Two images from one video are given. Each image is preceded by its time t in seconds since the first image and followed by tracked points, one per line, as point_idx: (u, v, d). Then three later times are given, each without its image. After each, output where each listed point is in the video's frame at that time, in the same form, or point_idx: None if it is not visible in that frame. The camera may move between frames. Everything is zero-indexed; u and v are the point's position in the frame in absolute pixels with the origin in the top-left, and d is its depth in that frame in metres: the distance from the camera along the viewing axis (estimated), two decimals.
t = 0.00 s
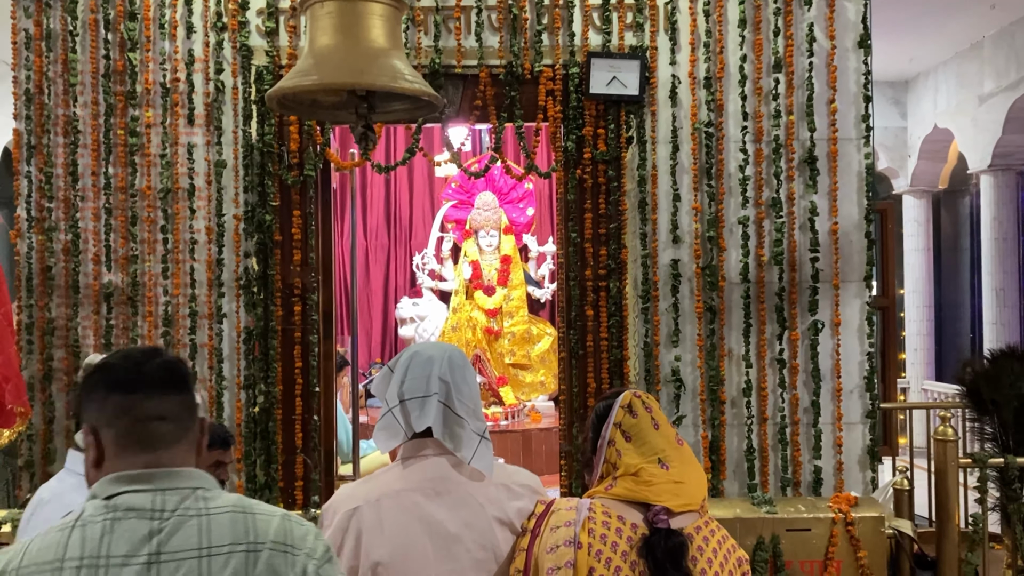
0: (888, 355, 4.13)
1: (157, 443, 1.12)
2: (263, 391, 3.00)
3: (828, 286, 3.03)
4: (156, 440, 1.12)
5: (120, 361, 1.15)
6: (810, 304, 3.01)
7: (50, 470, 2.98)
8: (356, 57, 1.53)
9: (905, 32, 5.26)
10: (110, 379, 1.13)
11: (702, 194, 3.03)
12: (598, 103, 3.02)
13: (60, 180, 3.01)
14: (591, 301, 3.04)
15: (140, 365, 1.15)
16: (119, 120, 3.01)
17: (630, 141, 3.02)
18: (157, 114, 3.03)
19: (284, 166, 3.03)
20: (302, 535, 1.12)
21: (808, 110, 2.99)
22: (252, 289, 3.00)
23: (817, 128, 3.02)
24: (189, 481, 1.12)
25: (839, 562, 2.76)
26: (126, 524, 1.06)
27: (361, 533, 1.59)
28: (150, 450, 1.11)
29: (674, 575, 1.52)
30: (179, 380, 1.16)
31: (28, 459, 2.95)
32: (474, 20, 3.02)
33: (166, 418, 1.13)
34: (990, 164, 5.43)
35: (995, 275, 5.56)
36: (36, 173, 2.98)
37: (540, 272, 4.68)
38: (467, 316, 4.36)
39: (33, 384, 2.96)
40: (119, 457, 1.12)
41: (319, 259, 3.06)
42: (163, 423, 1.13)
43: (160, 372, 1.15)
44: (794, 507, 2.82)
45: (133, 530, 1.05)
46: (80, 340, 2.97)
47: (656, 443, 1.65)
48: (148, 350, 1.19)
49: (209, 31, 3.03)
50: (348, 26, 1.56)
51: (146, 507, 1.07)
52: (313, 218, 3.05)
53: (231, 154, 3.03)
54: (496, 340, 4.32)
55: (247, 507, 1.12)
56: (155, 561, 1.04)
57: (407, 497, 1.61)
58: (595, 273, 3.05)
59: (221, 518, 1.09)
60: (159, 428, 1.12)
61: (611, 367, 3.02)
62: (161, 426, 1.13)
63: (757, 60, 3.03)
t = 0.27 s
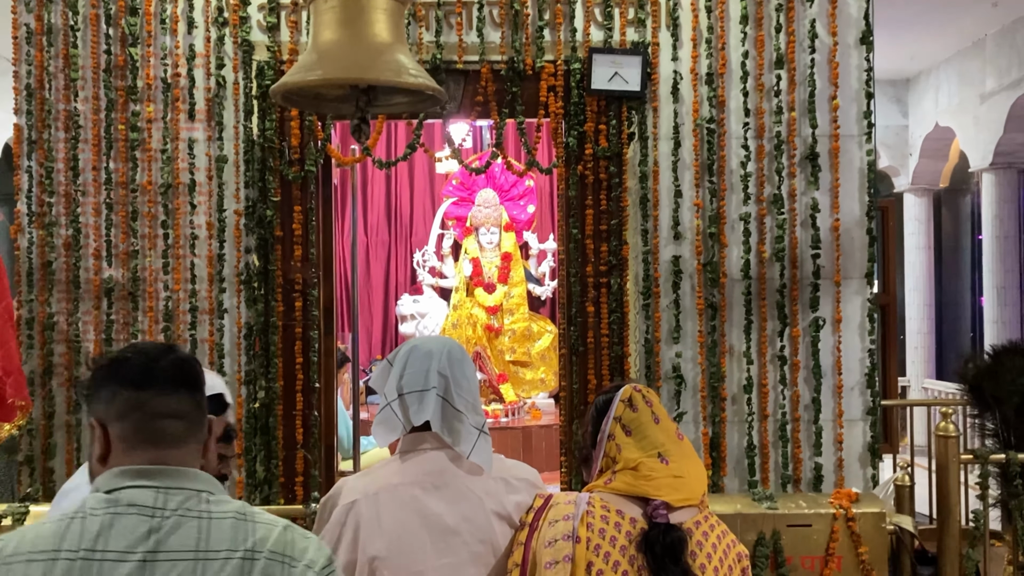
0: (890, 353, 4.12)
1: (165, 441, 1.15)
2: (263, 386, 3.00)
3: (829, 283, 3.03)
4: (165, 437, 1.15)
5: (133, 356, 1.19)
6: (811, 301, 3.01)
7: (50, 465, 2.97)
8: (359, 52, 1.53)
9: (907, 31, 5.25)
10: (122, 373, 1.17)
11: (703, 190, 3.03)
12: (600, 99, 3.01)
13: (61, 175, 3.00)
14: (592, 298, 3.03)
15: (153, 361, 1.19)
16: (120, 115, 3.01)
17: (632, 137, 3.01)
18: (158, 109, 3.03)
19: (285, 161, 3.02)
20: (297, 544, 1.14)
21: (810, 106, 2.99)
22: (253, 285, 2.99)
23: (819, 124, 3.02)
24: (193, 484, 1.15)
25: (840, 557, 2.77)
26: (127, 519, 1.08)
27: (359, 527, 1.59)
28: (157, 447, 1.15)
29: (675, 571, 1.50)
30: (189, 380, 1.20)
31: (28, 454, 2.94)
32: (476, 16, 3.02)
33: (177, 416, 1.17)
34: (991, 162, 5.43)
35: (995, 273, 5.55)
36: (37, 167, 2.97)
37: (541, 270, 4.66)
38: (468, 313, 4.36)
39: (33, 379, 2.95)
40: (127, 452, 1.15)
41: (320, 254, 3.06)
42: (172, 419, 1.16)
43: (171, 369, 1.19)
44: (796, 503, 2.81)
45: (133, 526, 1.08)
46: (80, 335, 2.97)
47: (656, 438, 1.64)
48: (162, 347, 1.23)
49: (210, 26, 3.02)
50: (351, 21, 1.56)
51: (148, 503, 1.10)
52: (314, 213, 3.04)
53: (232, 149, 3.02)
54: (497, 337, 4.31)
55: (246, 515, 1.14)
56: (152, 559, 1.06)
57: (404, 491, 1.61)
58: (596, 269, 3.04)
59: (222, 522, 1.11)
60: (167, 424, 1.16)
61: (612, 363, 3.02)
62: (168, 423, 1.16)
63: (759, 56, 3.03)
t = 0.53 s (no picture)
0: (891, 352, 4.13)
1: (75, 450, 0.97)
2: (264, 385, 2.99)
3: (830, 282, 3.03)
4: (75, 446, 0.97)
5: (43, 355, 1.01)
6: (813, 300, 3.01)
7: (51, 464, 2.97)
8: (363, 48, 1.53)
9: (908, 30, 5.25)
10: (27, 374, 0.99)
11: (705, 189, 3.03)
12: (601, 98, 3.01)
13: (62, 173, 3.01)
14: (594, 297, 3.03)
15: (65, 361, 1.00)
16: (122, 113, 3.01)
17: (633, 136, 3.01)
18: (160, 107, 3.03)
19: (286, 160, 3.02)
20: (205, 557, 0.97)
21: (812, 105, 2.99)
22: (254, 284, 2.99)
23: (820, 124, 3.02)
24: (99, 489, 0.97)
25: (841, 556, 2.75)
26: (21, 528, 0.93)
27: (358, 524, 1.59)
28: (68, 456, 0.97)
29: (675, 569, 1.48)
30: (108, 383, 1.01)
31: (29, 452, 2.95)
32: (477, 15, 3.02)
33: (86, 424, 0.99)
34: (993, 162, 5.44)
35: (996, 274, 5.56)
36: (38, 165, 2.98)
37: (542, 268, 4.68)
38: (468, 312, 4.35)
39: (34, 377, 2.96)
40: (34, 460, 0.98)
41: (322, 253, 3.06)
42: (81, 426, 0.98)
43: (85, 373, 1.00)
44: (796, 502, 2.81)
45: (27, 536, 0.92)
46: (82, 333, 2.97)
47: (658, 437, 1.64)
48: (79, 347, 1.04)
49: (212, 24, 3.02)
50: (354, 17, 1.56)
51: (46, 511, 0.94)
52: (316, 212, 3.05)
53: (233, 148, 3.02)
54: (497, 336, 4.30)
55: (152, 522, 0.97)
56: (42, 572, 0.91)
57: (403, 489, 1.61)
58: (598, 268, 3.04)
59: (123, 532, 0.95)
60: (75, 433, 0.98)
61: (614, 362, 3.01)
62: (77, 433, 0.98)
63: (760, 55, 3.02)
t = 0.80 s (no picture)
0: (893, 354, 4.13)
1: None
2: (266, 386, 3.00)
3: (832, 284, 3.03)
4: None
5: None
6: (815, 302, 3.01)
7: (53, 465, 2.98)
8: (368, 50, 1.53)
9: (910, 32, 5.24)
10: None
11: (707, 192, 3.03)
12: (603, 100, 3.01)
13: (65, 175, 3.01)
14: (595, 298, 3.03)
15: None
16: (125, 115, 3.02)
17: (635, 138, 3.02)
18: (162, 109, 3.03)
19: (288, 162, 3.03)
20: (65, 549, 0.62)
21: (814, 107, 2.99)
22: (256, 285, 3.00)
23: (822, 126, 3.02)
24: None
25: (843, 559, 2.75)
26: None
27: (359, 527, 1.59)
28: None
29: (677, 572, 1.47)
30: None
31: (32, 453, 2.95)
32: (479, 17, 3.02)
33: None
34: (995, 164, 5.44)
35: (998, 275, 5.58)
36: (41, 167, 2.99)
37: (544, 270, 4.68)
38: (471, 314, 4.36)
39: (36, 378, 2.96)
40: None
41: (324, 254, 3.07)
42: None
43: None
44: (799, 504, 2.81)
45: None
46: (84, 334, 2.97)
47: (662, 440, 1.61)
48: None
49: (214, 26, 3.03)
50: (360, 20, 1.56)
51: None
52: (318, 214, 3.05)
53: (236, 149, 3.03)
54: (499, 338, 4.32)
55: None
56: None
57: (404, 491, 1.61)
58: (600, 269, 3.04)
59: None
60: None
61: (615, 364, 3.02)
62: None
63: (762, 57, 3.02)
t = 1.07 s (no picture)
0: (895, 358, 4.13)
1: None
2: (269, 389, 3.00)
3: (835, 288, 3.03)
4: None
5: None
6: (817, 306, 3.01)
7: (55, 467, 2.98)
8: (375, 52, 1.54)
9: (913, 36, 5.24)
10: None
11: (709, 195, 3.03)
12: (606, 104, 3.02)
13: (68, 178, 3.02)
14: (598, 302, 3.03)
15: None
16: (128, 118, 3.03)
17: (637, 141, 3.02)
18: (166, 112, 3.04)
19: (292, 165, 3.03)
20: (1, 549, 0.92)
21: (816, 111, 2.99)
22: (259, 288, 3.00)
23: (824, 130, 3.02)
24: None
25: (846, 562, 2.75)
26: None
27: (363, 530, 1.60)
28: None
29: None
30: None
31: (34, 455, 2.95)
32: (482, 21, 3.03)
33: None
34: (997, 168, 5.44)
35: (1001, 279, 5.56)
36: (44, 170, 3.00)
37: (546, 273, 4.69)
38: (473, 316, 4.35)
39: (39, 381, 2.97)
40: None
41: (327, 257, 3.08)
42: None
43: None
44: (802, 507, 2.81)
45: None
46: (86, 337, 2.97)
47: (666, 443, 1.60)
48: None
49: (218, 30, 3.04)
50: (366, 22, 1.57)
51: None
52: (321, 217, 3.06)
53: (239, 153, 3.03)
54: (502, 341, 4.33)
55: None
56: None
57: (406, 494, 1.61)
58: (602, 273, 3.04)
59: None
60: None
61: (618, 367, 3.02)
62: None
63: (765, 61, 3.03)
